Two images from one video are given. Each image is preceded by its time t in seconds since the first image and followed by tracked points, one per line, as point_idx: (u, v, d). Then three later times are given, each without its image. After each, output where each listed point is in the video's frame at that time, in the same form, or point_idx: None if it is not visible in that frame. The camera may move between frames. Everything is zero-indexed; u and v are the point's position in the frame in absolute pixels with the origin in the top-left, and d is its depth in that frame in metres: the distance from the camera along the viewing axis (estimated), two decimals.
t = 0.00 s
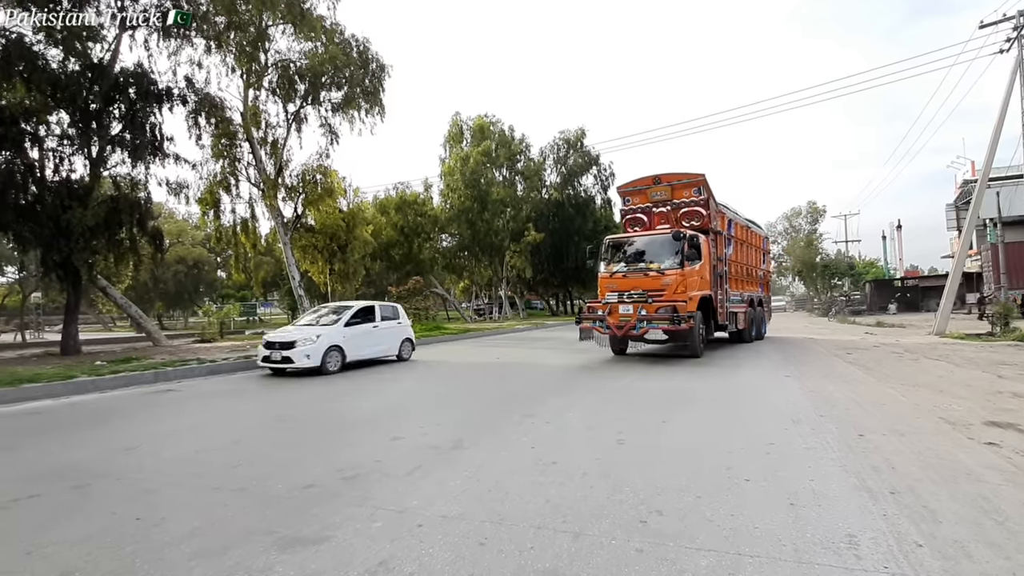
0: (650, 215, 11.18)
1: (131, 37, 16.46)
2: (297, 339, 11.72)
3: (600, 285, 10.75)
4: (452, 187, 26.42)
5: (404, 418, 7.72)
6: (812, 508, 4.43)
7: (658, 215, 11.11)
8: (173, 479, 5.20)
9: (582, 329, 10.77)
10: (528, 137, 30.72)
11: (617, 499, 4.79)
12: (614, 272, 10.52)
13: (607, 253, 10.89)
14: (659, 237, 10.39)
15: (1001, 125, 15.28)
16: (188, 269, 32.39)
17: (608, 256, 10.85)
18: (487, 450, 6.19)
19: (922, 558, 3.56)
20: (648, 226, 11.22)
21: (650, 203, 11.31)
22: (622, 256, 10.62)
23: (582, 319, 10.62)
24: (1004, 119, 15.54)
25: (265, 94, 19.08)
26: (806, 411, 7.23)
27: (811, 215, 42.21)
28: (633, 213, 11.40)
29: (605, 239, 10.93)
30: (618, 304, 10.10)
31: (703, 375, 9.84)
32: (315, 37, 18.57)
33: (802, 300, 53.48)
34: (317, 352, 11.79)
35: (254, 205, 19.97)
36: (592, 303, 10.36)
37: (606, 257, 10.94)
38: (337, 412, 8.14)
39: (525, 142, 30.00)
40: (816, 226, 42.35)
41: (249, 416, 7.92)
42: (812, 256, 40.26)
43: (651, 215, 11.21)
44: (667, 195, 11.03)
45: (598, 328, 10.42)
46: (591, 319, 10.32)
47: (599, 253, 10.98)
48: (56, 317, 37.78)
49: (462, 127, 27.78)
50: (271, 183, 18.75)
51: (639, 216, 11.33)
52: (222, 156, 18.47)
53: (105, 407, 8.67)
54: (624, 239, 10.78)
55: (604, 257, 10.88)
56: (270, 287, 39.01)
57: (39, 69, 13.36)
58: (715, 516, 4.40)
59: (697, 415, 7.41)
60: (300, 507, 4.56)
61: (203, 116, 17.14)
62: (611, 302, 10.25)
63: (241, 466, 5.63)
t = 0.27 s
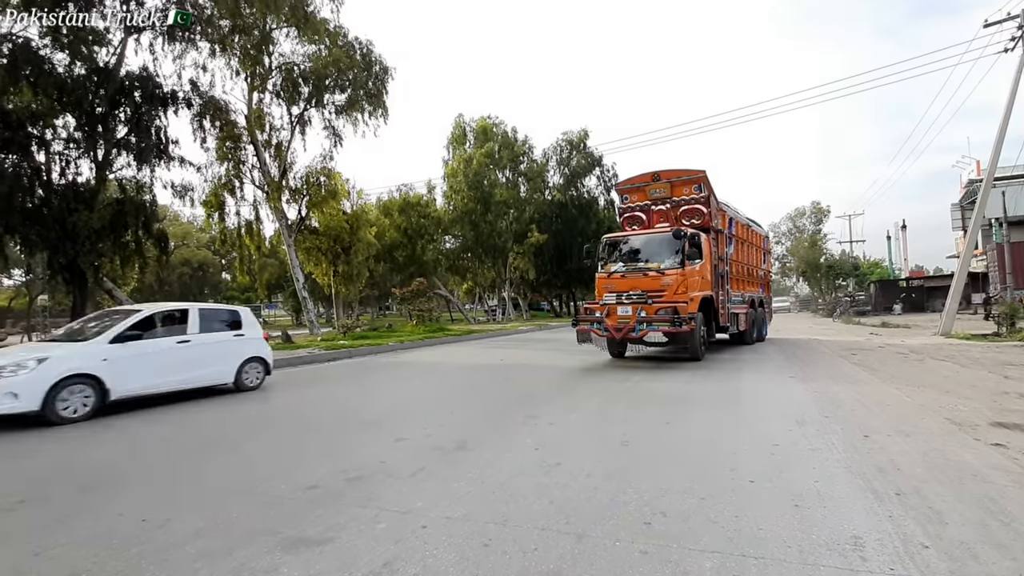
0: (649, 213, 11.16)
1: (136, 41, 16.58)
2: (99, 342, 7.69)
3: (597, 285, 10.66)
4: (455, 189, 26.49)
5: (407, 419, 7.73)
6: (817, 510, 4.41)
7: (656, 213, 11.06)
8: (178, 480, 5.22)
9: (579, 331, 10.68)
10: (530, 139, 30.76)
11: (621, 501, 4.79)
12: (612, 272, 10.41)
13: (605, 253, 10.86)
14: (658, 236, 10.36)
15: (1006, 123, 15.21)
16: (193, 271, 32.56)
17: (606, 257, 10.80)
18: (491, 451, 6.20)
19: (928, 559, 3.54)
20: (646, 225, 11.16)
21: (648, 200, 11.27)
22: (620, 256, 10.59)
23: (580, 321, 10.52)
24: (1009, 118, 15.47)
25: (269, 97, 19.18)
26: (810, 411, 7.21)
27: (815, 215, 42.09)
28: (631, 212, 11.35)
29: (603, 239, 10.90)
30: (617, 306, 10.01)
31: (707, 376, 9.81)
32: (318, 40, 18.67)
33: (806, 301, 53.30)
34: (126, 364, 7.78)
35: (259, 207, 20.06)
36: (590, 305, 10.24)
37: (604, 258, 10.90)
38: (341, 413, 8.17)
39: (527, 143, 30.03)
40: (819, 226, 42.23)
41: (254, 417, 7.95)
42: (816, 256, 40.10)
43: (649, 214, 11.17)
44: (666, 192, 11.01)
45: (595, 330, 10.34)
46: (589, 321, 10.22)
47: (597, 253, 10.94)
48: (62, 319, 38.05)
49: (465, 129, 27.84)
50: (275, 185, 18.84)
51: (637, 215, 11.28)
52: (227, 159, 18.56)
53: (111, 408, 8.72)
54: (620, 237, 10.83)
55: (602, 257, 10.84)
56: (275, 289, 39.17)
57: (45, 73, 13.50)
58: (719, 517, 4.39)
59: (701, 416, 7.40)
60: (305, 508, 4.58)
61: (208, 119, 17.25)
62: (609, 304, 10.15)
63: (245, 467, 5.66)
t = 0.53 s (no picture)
0: (648, 211, 11.12)
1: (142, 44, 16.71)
2: None
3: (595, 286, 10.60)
4: (459, 190, 26.55)
5: (411, 421, 7.75)
6: (823, 511, 4.40)
7: (655, 211, 11.03)
8: (184, 482, 5.25)
9: (576, 333, 10.53)
10: (534, 140, 30.75)
11: (625, 502, 4.78)
12: (610, 273, 10.36)
13: (603, 253, 10.79)
14: (657, 235, 10.31)
15: (1012, 123, 15.13)
16: (198, 273, 32.71)
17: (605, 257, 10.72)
18: (495, 452, 6.21)
19: (934, 562, 3.52)
20: (645, 223, 11.14)
21: (647, 198, 11.21)
22: (619, 256, 10.51)
23: (577, 324, 10.38)
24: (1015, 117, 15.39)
25: (274, 99, 19.27)
26: (816, 413, 7.17)
27: (820, 216, 41.92)
28: (630, 209, 11.31)
29: (600, 239, 10.83)
30: (615, 307, 9.88)
31: (711, 378, 9.79)
32: (323, 42, 18.77)
33: (811, 302, 53.05)
34: None
35: (264, 209, 20.13)
36: (587, 307, 10.13)
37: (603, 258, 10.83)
38: (345, 415, 8.20)
39: (531, 145, 30.03)
40: (824, 226, 42.06)
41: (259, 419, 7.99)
42: (821, 256, 39.91)
43: (648, 212, 11.13)
44: (666, 189, 10.97)
45: (592, 333, 10.16)
46: (587, 324, 10.07)
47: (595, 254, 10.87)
48: (69, 321, 38.29)
49: (469, 131, 27.92)
50: (280, 187, 18.92)
51: (636, 212, 11.23)
52: (232, 161, 18.66)
53: (118, 409, 8.79)
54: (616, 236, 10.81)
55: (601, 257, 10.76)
56: (280, 290, 39.34)
57: (52, 77, 13.64)
58: (724, 519, 4.37)
59: (705, 418, 7.38)
60: (310, 509, 4.60)
61: (214, 122, 17.37)
62: (607, 305, 10.03)
63: (250, 468, 5.68)
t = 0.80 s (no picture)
0: (647, 210, 11.06)
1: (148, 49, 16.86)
2: None
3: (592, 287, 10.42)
4: (463, 193, 26.63)
5: (415, 423, 7.76)
6: (829, 513, 4.37)
7: (655, 209, 10.97)
8: (190, 484, 5.28)
9: (573, 337, 10.30)
10: (537, 141, 30.75)
11: (630, 504, 4.78)
12: (608, 274, 10.18)
13: (601, 254, 10.61)
14: (656, 233, 10.15)
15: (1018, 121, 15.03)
16: (205, 276, 32.92)
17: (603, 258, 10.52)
18: (500, 454, 6.21)
19: (942, 564, 3.49)
20: (645, 221, 11.08)
21: (646, 195, 11.16)
22: (618, 256, 10.34)
23: (573, 327, 10.15)
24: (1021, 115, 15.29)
25: (279, 103, 19.39)
26: (822, 414, 7.14)
27: (824, 216, 41.74)
28: (629, 208, 11.25)
29: (597, 239, 10.66)
30: (613, 309, 9.68)
31: (716, 379, 9.76)
32: (327, 46, 18.88)
33: (817, 302, 52.76)
34: None
35: (269, 212, 20.23)
36: (584, 309, 9.93)
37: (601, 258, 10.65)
38: (351, 417, 8.22)
39: (534, 146, 30.03)
40: (829, 226, 41.86)
41: (265, 421, 8.02)
42: (827, 256, 39.67)
43: (647, 210, 11.08)
44: (666, 187, 10.92)
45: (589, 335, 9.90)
46: (584, 326, 9.85)
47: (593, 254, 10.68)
48: (77, 325, 38.62)
49: (472, 133, 27.99)
50: (285, 190, 19.01)
51: (635, 211, 11.18)
52: (237, 165, 18.79)
53: (125, 412, 8.84)
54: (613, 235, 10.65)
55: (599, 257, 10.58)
56: (285, 292, 39.50)
57: (60, 82, 13.77)
58: (729, 521, 4.36)
59: (710, 419, 7.36)
60: (315, 511, 4.62)
61: (219, 126, 17.47)
62: (605, 307, 9.83)
63: (256, 471, 5.71)
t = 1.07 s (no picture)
0: (647, 208, 10.90)
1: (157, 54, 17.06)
2: None
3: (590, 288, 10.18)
4: (468, 194, 26.72)
5: (421, 424, 7.78)
6: (836, 516, 4.35)
7: (655, 207, 10.84)
8: (198, 485, 5.33)
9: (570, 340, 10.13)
10: (542, 143, 30.74)
11: (636, 506, 4.77)
12: (606, 274, 9.93)
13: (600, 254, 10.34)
14: (655, 232, 9.90)
15: None
16: (213, 278, 33.18)
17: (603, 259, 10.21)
18: (505, 456, 6.22)
19: (951, 567, 3.46)
20: (645, 220, 10.93)
21: (646, 194, 11.03)
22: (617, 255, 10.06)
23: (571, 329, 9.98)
24: None
25: (286, 106, 19.54)
26: (829, 416, 7.09)
27: (831, 216, 41.48)
28: (629, 206, 11.08)
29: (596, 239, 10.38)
30: (611, 310, 9.52)
31: (723, 381, 9.72)
32: (333, 49, 19.01)
33: (824, 303, 52.39)
34: None
35: (276, 215, 20.36)
36: (582, 310, 9.78)
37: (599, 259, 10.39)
38: (357, 418, 8.25)
39: (539, 148, 30.03)
40: (836, 226, 41.58)
41: (272, 423, 8.07)
42: (834, 257, 39.38)
43: (647, 208, 10.94)
44: (666, 184, 10.80)
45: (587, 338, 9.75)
46: (582, 329, 9.67)
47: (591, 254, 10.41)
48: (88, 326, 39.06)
49: (478, 135, 28.06)
50: (292, 193, 19.14)
51: (634, 209, 11.03)
52: (245, 168, 18.96)
53: (134, 414, 8.93)
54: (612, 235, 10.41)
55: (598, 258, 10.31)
56: (292, 294, 39.73)
57: (71, 87, 13.94)
58: (736, 523, 4.34)
59: (717, 421, 7.33)
60: (322, 513, 4.64)
61: (227, 129, 17.62)
62: (603, 309, 9.67)
63: (263, 472, 5.75)
